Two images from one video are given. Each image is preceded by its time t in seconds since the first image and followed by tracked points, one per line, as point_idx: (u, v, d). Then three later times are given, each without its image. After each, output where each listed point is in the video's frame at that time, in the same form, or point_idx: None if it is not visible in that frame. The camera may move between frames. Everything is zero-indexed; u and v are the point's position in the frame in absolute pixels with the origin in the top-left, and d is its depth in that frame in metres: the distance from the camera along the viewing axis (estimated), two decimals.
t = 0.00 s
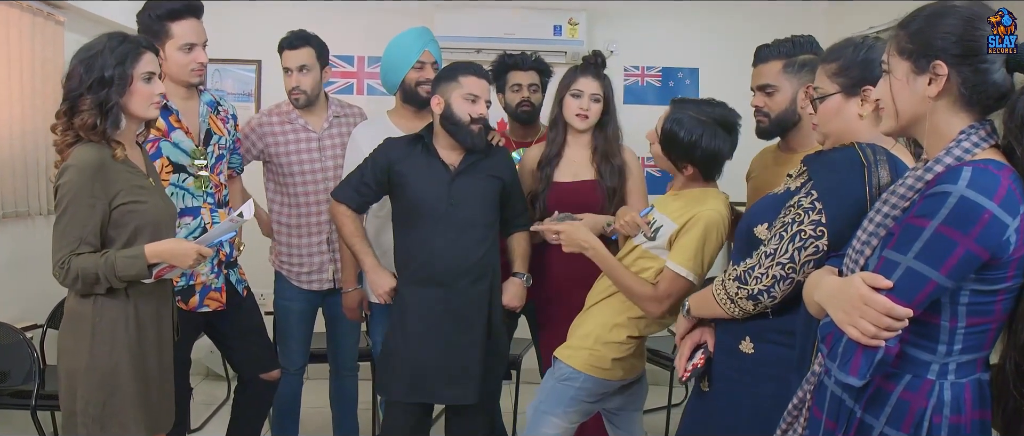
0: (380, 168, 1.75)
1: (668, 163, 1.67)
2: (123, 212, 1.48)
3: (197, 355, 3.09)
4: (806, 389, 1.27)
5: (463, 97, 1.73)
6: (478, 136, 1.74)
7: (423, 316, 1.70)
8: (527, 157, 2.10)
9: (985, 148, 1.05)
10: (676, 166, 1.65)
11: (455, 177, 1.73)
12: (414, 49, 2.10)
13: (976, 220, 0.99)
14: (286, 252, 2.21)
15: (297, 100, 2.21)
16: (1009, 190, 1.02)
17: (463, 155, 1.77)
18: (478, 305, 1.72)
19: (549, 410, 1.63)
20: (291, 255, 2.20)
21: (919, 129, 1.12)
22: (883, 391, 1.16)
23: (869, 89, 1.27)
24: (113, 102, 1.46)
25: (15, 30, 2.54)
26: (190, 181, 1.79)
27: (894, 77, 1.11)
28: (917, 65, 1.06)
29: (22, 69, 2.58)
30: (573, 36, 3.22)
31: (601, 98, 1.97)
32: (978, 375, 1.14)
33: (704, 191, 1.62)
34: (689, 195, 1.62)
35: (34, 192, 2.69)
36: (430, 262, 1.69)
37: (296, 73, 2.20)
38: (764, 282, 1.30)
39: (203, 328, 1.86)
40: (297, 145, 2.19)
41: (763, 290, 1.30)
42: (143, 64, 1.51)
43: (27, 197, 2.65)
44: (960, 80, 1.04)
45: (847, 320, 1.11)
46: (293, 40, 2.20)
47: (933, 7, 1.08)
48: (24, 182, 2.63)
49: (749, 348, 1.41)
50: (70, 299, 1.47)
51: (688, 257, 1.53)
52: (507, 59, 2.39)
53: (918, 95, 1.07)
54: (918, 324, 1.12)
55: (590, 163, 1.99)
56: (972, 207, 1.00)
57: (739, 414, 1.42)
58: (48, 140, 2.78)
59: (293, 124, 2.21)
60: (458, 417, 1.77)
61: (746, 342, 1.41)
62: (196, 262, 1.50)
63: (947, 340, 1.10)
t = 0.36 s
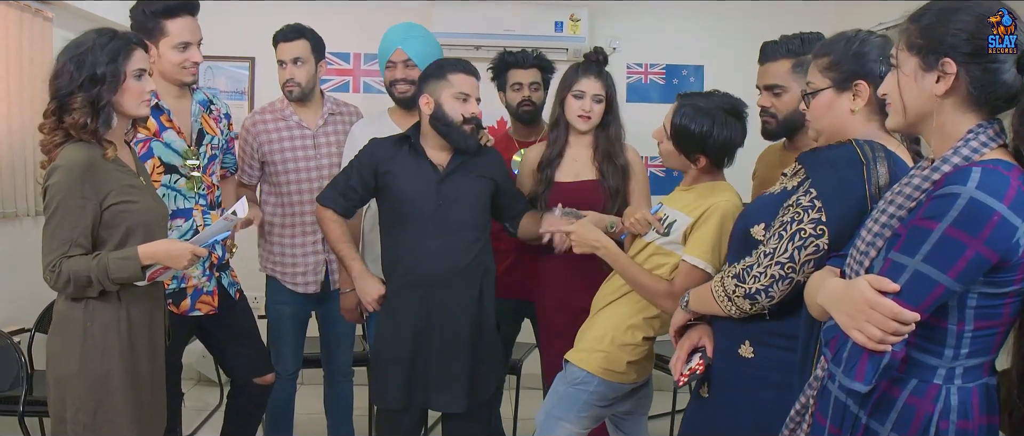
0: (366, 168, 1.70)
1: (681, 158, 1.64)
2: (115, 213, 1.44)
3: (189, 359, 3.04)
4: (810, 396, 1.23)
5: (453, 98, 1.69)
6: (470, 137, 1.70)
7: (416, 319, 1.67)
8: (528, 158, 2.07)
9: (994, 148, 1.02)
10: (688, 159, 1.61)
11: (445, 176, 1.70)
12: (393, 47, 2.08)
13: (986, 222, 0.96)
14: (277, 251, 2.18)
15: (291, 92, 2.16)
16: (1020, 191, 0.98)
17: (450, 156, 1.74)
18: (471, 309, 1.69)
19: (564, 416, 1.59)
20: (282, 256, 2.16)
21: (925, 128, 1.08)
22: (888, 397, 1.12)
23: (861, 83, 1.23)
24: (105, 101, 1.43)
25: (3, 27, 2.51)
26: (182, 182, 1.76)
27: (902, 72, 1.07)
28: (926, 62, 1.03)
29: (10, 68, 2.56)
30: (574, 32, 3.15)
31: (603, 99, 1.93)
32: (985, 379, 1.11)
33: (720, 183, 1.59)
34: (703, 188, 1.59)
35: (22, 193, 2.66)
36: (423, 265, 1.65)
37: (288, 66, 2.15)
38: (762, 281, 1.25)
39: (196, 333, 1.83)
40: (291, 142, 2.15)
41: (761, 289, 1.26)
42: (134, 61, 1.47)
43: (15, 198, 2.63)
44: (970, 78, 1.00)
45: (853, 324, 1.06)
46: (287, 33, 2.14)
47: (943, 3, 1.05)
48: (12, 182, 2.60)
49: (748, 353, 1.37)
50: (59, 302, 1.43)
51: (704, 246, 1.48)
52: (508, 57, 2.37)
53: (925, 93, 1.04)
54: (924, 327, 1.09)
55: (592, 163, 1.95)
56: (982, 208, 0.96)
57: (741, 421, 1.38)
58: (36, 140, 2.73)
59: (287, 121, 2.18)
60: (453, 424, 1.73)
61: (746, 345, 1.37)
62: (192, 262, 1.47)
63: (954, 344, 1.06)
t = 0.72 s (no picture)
0: (367, 172, 1.68)
1: (693, 162, 1.61)
2: (107, 214, 1.40)
3: (180, 364, 3.00)
4: (810, 400, 1.19)
5: (452, 98, 1.65)
6: (470, 138, 1.66)
7: (411, 322, 1.64)
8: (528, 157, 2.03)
9: (999, 148, 0.99)
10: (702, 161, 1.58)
11: (447, 177, 1.65)
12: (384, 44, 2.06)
13: (992, 224, 0.93)
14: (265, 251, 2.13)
15: (280, 88, 2.13)
16: None
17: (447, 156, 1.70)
18: (468, 311, 1.64)
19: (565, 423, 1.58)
20: (273, 258, 2.12)
21: (928, 127, 1.05)
22: (890, 400, 1.09)
23: (848, 77, 1.20)
24: (100, 99, 1.39)
25: None
26: (175, 182, 1.73)
27: (905, 70, 1.03)
28: (931, 59, 0.99)
29: None
30: (576, 28, 3.02)
31: (608, 98, 1.90)
32: (989, 383, 1.08)
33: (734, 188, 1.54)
34: (715, 192, 1.55)
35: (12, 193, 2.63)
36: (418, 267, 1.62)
37: (278, 62, 2.11)
38: (756, 282, 1.21)
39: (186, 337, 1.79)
40: (282, 140, 2.12)
41: (755, 290, 1.22)
42: (127, 58, 1.43)
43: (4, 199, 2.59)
44: (977, 76, 0.97)
45: (857, 328, 1.03)
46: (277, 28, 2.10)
47: None
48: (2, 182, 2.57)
49: (745, 358, 1.33)
50: (49, 306, 1.39)
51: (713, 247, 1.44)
52: (497, 55, 2.30)
53: (929, 91, 1.01)
54: (928, 331, 1.06)
55: (597, 163, 1.91)
56: (987, 209, 0.93)
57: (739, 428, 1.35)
58: (22, 142, 2.68)
59: (278, 118, 2.14)
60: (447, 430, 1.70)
61: (743, 351, 1.33)
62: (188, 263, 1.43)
63: (958, 347, 1.04)
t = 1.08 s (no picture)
0: (373, 165, 1.64)
1: (680, 146, 1.57)
2: (97, 216, 1.37)
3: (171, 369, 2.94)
4: (812, 406, 1.16)
5: (465, 97, 1.62)
6: (484, 140, 1.63)
7: (406, 325, 1.61)
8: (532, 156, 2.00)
9: (1007, 149, 0.96)
10: (690, 143, 1.55)
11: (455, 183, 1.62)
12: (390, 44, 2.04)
13: (1006, 228, 0.90)
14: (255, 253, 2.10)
15: (274, 88, 2.09)
16: None
17: (457, 158, 1.67)
18: (464, 312, 1.62)
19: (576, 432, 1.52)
20: (263, 263, 2.08)
21: (933, 128, 1.03)
22: (898, 406, 1.07)
23: (843, 72, 1.18)
24: (96, 98, 1.36)
25: None
26: (170, 184, 1.69)
27: (910, 68, 1.00)
28: (937, 57, 0.97)
29: None
30: (578, 26, 2.93)
31: (616, 96, 1.87)
32: (996, 387, 1.06)
33: (717, 169, 1.53)
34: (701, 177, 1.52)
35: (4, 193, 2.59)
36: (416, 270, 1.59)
37: (272, 60, 2.07)
38: (700, 256, 1.28)
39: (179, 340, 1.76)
40: (271, 139, 2.08)
41: (698, 263, 1.28)
42: (121, 55, 1.41)
43: None
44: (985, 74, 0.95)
45: (871, 339, 1.00)
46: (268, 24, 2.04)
47: None
48: None
49: (735, 356, 1.30)
50: (38, 309, 1.36)
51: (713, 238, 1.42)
52: (487, 52, 2.23)
53: (935, 89, 0.98)
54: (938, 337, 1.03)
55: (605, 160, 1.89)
56: (1003, 214, 0.90)
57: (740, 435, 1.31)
58: (9, 142, 2.65)
59: (267, 117, 2.09)
60: None
61: (733, 349, 1.31)
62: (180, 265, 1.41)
63: (968, 353, 1.01)
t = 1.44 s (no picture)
0: (391, 166, 1.59)
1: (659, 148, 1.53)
2: (87, 218, 1.34)
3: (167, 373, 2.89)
4: (817, 413, 1.12)
5: (496, 98, 1.58)
6: (513, 142, 1.61)
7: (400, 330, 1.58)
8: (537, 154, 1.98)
9: (1015, 147, 0.94)
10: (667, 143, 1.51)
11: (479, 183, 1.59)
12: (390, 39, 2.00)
13: (1019, 230, 0.88)
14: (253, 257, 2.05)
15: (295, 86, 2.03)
16: None
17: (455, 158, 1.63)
18: (460, 316, 1.58)
19: None
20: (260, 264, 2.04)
21: (934, 127, 1.00)
22: (906, 413, 1.03)
23: (839, 68, 1.15)
24: (85, 96, 1.32)
25: None
26: (162, 186, 1.66)
27: (912, 66, 0.98)
28: (940, 54, 0.94)
29: None
30: (579, 22, 2.77)
31: (619, 93, 1.84)
32: (1006, 391, 1.03)
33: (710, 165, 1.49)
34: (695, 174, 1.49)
35: None
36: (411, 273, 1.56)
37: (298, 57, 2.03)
38: (699, 263, 1.24)
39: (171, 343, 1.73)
40: (267, 138, 2.00)
41: (697, 270, 1.25)
42: (111, 52, 1.37)
43: None
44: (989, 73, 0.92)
45: (881, 344, 0.97)
46: (261, 28, 2.01)
47: None
48: None
49: (738, 363, 1.27)
50: (27, 313, 1.33)
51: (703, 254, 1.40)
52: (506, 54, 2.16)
53: (936, 89, 0.95)
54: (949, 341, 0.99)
55: (611, 165, 1.85)
56: (1015, 216, 0.88)
57: None
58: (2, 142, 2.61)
59: (263, 116, 2.02)
60: None
61: (735, 354, 1.27)
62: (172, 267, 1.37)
63: (978, 357, 0.99)
